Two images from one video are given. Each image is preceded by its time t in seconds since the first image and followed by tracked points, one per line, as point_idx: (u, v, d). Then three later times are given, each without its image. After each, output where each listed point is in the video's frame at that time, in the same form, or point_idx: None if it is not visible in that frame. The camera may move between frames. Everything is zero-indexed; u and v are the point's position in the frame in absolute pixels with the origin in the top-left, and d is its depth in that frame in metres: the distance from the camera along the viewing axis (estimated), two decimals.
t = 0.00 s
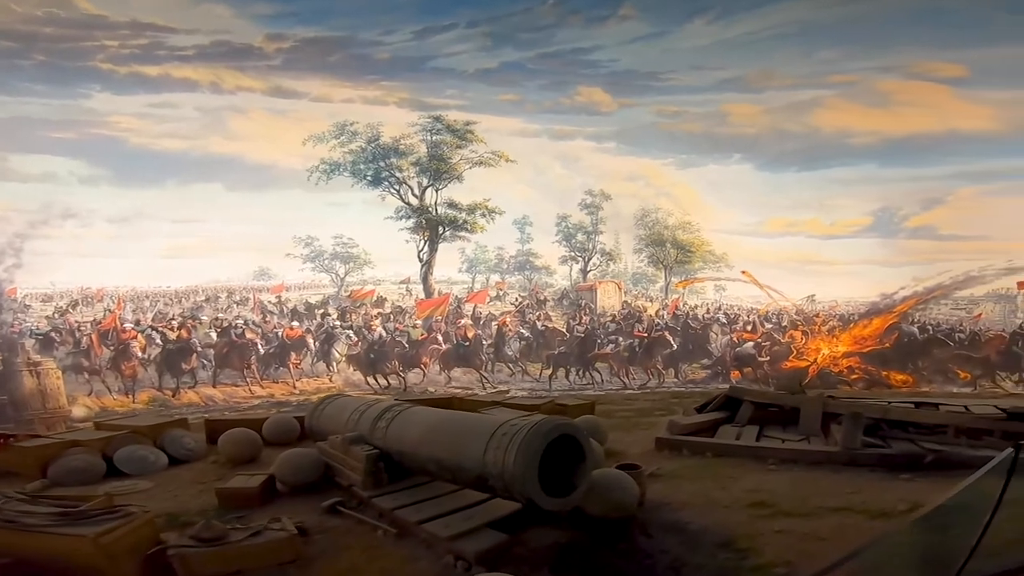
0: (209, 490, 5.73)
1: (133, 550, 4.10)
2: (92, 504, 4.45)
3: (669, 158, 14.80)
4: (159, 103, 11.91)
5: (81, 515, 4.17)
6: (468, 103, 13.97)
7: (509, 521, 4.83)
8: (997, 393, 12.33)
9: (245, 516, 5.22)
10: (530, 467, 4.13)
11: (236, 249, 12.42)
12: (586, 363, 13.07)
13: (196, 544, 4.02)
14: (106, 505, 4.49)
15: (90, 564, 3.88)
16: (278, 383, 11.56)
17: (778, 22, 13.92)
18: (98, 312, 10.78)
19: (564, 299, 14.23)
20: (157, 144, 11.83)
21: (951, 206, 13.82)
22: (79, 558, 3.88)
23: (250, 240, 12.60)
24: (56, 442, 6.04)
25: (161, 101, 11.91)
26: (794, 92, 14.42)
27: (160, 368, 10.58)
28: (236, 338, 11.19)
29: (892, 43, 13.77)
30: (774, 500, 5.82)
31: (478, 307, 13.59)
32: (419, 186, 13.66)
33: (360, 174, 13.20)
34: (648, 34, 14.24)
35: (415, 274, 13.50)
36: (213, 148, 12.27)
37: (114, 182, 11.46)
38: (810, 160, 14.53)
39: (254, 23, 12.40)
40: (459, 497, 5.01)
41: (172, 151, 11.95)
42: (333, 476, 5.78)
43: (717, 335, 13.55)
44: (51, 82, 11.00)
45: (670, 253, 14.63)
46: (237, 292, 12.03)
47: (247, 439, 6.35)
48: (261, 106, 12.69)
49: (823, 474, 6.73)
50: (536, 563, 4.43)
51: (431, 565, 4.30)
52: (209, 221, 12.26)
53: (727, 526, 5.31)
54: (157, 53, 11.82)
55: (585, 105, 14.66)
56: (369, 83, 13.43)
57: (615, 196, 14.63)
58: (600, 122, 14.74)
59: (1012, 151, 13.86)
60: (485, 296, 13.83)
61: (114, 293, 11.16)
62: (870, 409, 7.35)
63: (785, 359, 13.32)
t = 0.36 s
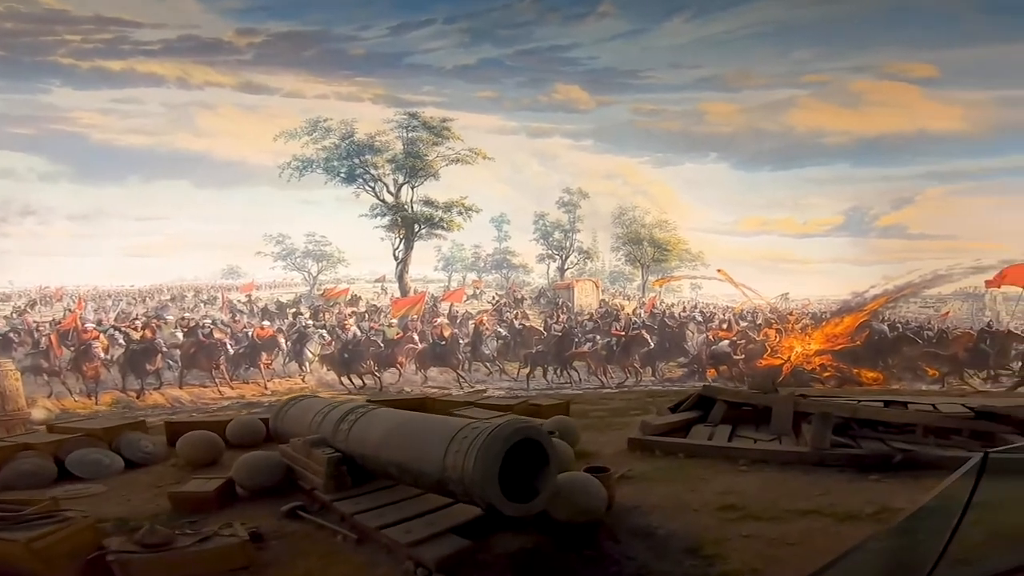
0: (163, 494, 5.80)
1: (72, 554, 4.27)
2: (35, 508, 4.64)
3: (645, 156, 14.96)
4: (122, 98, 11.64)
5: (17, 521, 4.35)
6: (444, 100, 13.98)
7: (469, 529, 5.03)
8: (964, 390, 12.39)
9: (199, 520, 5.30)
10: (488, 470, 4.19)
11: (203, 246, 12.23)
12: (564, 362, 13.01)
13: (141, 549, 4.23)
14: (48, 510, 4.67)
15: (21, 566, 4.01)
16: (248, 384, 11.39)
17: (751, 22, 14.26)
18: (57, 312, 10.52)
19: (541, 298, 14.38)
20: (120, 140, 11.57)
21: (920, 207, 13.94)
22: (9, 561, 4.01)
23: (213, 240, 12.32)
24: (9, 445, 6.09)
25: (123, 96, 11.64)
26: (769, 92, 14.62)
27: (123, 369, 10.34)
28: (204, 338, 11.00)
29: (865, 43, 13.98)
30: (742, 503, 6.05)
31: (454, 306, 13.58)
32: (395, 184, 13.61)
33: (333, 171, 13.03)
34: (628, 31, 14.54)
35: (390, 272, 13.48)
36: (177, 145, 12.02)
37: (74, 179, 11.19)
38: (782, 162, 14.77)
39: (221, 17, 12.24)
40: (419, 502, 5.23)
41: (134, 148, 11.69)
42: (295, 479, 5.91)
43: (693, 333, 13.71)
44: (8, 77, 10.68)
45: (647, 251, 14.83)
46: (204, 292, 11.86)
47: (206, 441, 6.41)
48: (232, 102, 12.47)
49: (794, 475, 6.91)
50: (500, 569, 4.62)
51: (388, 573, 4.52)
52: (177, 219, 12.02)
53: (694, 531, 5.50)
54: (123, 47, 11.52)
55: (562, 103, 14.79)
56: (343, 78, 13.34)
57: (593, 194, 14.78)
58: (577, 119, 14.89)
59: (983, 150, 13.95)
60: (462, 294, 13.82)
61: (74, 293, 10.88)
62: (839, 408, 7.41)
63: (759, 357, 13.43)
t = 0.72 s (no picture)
0: (111, 499, 5.75)
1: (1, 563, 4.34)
2: None
3: (621, 155, 15.07)
4: (80, 92, 11.28)
5: None
6: (419, 96, 13.85)
7: (431, 537, 4.92)
8: (928, 387, 12.40)
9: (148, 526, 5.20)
10: (444, 476, 4.11)
11: (166, 244, 11.92)
12: (539, 361, 12.98)
13: (77, 556, 4.13)
14: None
15: None
16: (214, 385, 11.19)
17: (725, 22, 14.29)
18: (10, 313, 10.21)
19: (516, 297, 14.48)
20: (78, 135, 11.20)
21: (886, 207, 13.93)
22: None
23: (178, 237, 12.02)
24: None
25: (81, 91, 11.28)
26: (743, 92, 14.66)
27: (80, 371, 10.07)
28: (166, 339, 10.75)
29: (838, 43, 13.99)
30: (712, 506, 6.03)
31: (428, 305, 13.63)
32: (368, 181, 13.56)
33: (304, 168, 12.84)
34: (607, 28, 14.47)
35: (361, 271, 13.37)
36: (138, 139, 11.67)
37: (30, 175, 10.78)
38: (755, 160, 14.89)
39: (186, 10, 11.88)
40: (377, 506, 5.15)
41: (92, 143, 11.32)
42: (254, 484, 5.79)
43: (668, 332, 13.80)
44: None
45: (622, 250, 14.97)
46: (165, 290, 11.54)
47: (159, 445, 6.39)
48: (197, 97, 12.17)
49: (762, 476, 6.88)
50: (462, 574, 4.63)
51: None
52: (135, 216, 11.64)
53: (664, 535, 5.45)
54: (80, 41, 11.22)
55: (538, 101, 14.74)
56: (314, 74, 13.09)
57: (568, 192, 14.86)
58: (553, 118, 14.89)
59: (952, 150, 13.84)
60: (437, 293, 13.88)
61: (30, 292, 10.63)
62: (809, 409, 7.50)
63: (732, 355, 13.42)
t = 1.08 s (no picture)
0: (52, 506, 5.62)
1: None
2: None
3: (597, 152, 14.92)
4: (34, 85, 10.87)
5: None
6: (392, 91, 13.68)
7: (388, 546, 4.73)
8: (894, 384, 12.26)
9: (86, 534, 5.08)
10: (394, 485, 3.93)
11: (125, 242, 11.58)
12: (514, 359, 12.73)
13: (3, 565, 4.02)
14: None
15: None
16: (176, 387, 10.87)
17: (699, 20, 14.24)
18: None
19: (490, 295, 14.24)
20: (31, 128, 10.81)
21: (855, 205, 14.02)
22: None
23: (138, 234, 11.70)
24: None
25: (35, 83, 10.87)
26: (717, 90, 14.59)
27: (31, 373, 9.72)
28: (123, 339, 10.39)
29: (810, 42, 13.99)
30: (681, 510, 5.90)
31: (400, 303, 13.30)
32: (338, 177, 13.27)
33: (270, 163, 12.68)
34: (583, 25, 14.34)
35: (331, 269, 13.06)
36: (96, 134, 11.40)
37: None
38: (728, 159, 14.79)
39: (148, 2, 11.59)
40: (335, 514, 4.92)
41: (45, 138, 10.92)
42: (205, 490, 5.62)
43: (642, 330, 13.67)
44: None
45: (597, 248, 14.85)
46: (124, 289, 11.25)
47: (106, 449, 6.24)
48: (156, 90, 11.87)
49: (732, 478, 6.78)
50: None
51: None
52: (92, 213, 11.35)
53: (632, 542, 5.29)
54: (35, 34, 10.79)
55: (513, 97, 14.54)
56: (283, 68, 12.91)
57: (543, 189, 14.71)
58: (529, 114, 14.71)
59: (919, 150, 13.86)
60: (408, 292, 13.55)
61: None
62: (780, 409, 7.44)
63: (705, 353, 13.37)
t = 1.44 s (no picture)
0: None
1: None
2: None
3: (575, 152, 14.76)
4: None
5: None
6: (368, 89, 13.50)
7: (345, 557, 4.52)
8: (865, 385, 12.28)
9: (27, 543, 4.88)
10: (345, 497, 3.81)
11: (88, 241, 11.29)
12: (491, 361, 12.59)
13: None
14: None
15: None
16: (139, 390, 10.62)
17: (678, 20, 14.12)
18: None
19: (467, 296, 14.10)
20: None
21: (827, 207, 14.02)
22: None
23: (101, 234, 11.42)
24: None
25: None
26: (696, 91, 14.49)
27: None
28: (83, 342, 10.14)
29: (787, 43, 13.97)
30: (653, 517, 5.76)
31: (374, 305, 13.18)
32: (311, 176, 13.03)
33: (240, 161, 12.39)
34: (562, 24, 14.22)
35: (304, 269, 12.81)
36: (57, 131, 11.07)
37: None
38: (705, 160, 14.72)
39: None
40: (292, 523, 4.71)
41: (4, 134, 10.62)
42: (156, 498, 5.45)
43: (619, 331, 13.58)
44: None
45: (574, 248, 14.73)
46: (83, 290, 10.99)
47: (56, 455, 6.01)
48: (120, 86, 11.57)
49: (706, 483, 6.64)
50: None
51: None
52: (53, 211, 11.04)
53: (601, 552, 5.14)
54: None
55: (491, 96, 14.37)
56: (254, 64, 12.65)
57: (520, 189, 14.58)
58: (507, 114, 14.50)
59: (894, 152, 13.77)
60: (383, 292, 13.42)
61: None
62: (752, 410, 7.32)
63: (682, 354, 13.27)
